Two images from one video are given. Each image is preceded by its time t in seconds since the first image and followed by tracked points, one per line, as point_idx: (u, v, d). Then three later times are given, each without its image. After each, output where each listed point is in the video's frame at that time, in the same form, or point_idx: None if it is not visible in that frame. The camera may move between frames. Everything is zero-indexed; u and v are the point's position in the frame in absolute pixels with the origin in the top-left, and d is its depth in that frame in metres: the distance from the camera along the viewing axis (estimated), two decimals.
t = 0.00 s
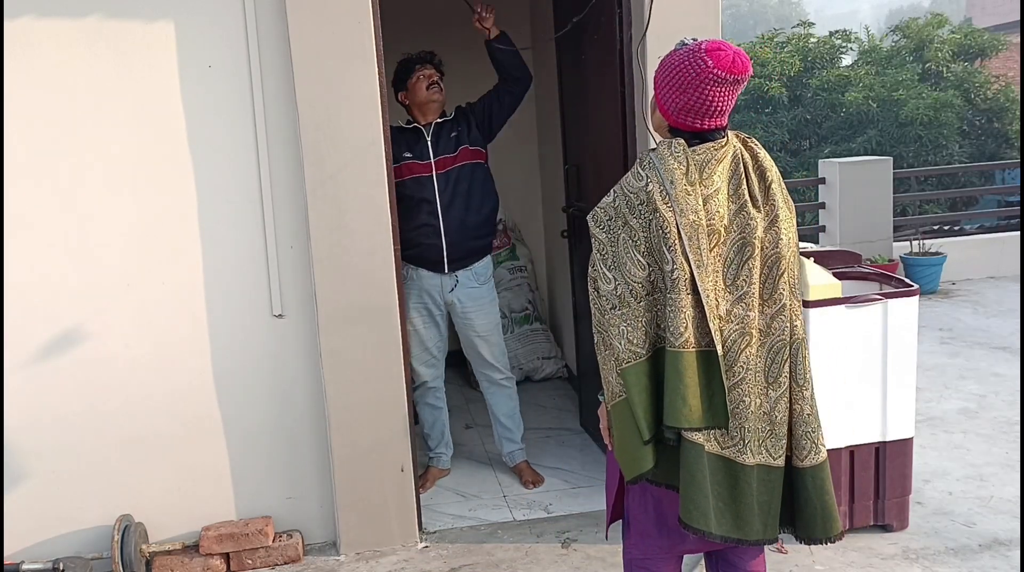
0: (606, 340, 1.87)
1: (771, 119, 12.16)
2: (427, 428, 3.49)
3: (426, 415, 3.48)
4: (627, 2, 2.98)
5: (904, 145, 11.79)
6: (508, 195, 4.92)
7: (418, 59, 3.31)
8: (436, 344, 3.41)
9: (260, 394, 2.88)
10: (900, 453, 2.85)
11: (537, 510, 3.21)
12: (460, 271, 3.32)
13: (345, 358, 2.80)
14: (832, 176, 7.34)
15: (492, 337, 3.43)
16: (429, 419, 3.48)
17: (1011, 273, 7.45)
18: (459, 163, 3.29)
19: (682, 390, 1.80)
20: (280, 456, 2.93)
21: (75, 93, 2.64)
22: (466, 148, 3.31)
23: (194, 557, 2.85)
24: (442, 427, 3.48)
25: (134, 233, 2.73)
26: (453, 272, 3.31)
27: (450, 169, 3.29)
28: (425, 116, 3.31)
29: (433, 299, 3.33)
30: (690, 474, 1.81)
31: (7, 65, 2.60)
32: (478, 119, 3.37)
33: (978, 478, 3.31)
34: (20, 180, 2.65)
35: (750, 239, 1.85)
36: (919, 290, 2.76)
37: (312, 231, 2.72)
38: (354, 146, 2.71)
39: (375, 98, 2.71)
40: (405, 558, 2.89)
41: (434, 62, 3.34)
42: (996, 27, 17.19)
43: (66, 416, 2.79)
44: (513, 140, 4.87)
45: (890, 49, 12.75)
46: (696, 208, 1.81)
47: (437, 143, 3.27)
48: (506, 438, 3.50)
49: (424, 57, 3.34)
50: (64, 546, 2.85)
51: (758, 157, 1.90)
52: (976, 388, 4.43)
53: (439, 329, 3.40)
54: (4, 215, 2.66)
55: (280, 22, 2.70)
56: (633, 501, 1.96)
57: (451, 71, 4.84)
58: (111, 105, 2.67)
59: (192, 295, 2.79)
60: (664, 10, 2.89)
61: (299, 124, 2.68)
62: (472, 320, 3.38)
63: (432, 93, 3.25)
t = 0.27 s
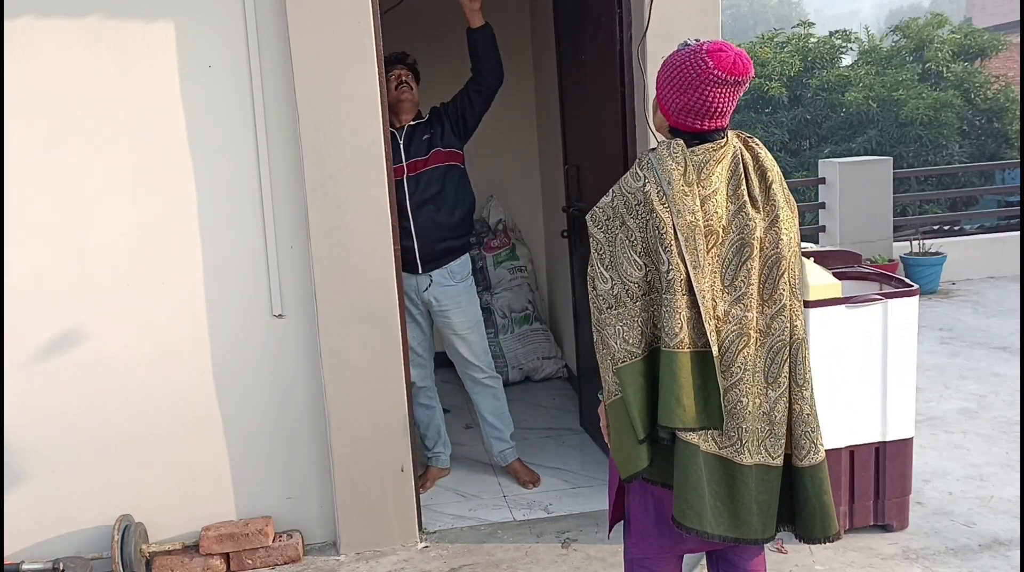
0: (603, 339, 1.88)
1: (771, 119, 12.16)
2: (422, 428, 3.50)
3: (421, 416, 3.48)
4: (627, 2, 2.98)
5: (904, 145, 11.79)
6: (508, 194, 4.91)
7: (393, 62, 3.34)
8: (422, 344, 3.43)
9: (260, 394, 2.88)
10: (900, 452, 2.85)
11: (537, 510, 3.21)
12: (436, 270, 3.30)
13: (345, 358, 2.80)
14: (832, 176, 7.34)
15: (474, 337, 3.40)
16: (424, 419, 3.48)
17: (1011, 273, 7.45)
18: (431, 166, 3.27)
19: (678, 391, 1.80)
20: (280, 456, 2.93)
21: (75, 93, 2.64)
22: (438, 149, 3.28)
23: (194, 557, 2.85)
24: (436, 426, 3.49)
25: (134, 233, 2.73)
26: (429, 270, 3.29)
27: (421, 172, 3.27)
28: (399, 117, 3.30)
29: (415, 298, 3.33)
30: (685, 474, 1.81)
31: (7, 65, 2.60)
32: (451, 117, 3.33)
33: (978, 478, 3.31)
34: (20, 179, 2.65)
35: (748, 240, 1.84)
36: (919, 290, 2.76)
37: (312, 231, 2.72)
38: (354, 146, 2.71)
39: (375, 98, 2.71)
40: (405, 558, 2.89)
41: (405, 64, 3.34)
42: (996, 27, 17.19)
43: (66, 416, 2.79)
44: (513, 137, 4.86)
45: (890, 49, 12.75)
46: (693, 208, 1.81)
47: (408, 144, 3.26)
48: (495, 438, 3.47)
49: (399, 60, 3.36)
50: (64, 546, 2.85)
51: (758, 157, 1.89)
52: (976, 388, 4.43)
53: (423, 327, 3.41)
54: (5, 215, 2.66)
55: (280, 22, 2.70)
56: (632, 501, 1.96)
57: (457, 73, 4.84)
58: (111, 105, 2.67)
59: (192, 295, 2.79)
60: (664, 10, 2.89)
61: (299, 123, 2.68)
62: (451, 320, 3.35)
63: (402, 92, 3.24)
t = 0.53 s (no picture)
0: (602, 341, 1.87)
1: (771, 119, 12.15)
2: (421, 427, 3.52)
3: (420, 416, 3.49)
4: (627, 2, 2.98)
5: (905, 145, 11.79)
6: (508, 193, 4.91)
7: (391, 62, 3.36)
8: (421, 344, 3.43)
9: (260, 395, 2.87)
10: (901, 453, 2.84)
11: (537, 510, 3.21)
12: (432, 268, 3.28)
13: (345, 358, 2.80)
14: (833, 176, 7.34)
15: (456, 341, 3.35)
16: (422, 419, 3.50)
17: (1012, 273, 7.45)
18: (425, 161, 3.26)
19: (677, 391, 1.79)
20: (280, 456, 2.92)
21: (74, 93, 2.64)
22: (429, 143, 3.26)
23: (194, 557, 2.85)
24: (433, 425, 3.51)
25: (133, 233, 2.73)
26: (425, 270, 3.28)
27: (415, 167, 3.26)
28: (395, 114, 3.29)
29: (412, 298, 3.33)
30: (687, 474, 1.80)
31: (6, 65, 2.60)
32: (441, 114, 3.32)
33: (978, 478, 3.30)
34: (19, 179, 2.65)
35: (746, 239, 1.84)
36: (919, 290, 2.76)
37: (312, 231, 2.72)
38: (354, 146, 2.71)
39: (375, 98, 2.70)
40: (405, 558, 2.89)
41: (402, 64, 3.36)
42: (997, 27, 17.18)
43: (66, 417, 2.78)
44: (513, 136, 4.86)
45: (890, 48, 12.73)
46: (691, 208, 1.81)
47: (403, 141, 3.25)
48: (460, 448, 3.46)
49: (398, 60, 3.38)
50: (64, 546, 2.85)
51: (755, 157, 1.89)
52: (977, 388, 4.42)
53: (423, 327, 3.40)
54: (4, 215, 2.66)
55: (280, 22, 2.70)
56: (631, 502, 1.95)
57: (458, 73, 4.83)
58: (111, 105, 2.66)
59: (191, 295, 2.79)
60: (664, 9, 2.89)
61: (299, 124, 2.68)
62: (442, 319, 3.33)
63: (397, 89, 3.25)
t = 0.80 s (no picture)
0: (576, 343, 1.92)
1: (771, 119, 12.16)
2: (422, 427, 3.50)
3: (422, 416, 3.48)
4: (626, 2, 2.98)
5: (904, 145, 11.80)
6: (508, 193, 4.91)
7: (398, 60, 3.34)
8: (424, 344, 3.43)
9: (260, 394, 2.88)
10: (900, 452, 2.85)
11: (537, 509, 3.21)
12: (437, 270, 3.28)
13: (346, 358, 2.80)
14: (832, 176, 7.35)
15: (462, 344, 3.36)
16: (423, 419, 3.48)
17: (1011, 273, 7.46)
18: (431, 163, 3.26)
19: (645, 392, 1.82)
20: (280, 456, 2.93)
21: (75, 93, 2.64)
22: (437, 146, 3.27)
23: (194, 557, 2.85)
24: (435, 426, 3.49)
25: (134, 233, 2.74)
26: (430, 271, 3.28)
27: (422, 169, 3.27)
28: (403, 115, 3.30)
29: (416, 298, 3.34)
30: (661, 476, 1.84)
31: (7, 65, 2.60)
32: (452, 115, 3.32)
33: (978, 478, 3.31)
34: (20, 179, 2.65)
35: (717, 239, 1.85)
36: (918, 290, 2.76)
37: (312, 231, 2.72)
38: (354, 146, 2.72)
39: (375, 98, 2.71)
40: (405, 558, 2.89)
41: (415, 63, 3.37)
42: (996, 27, 17.18)
43: (67, 417, 2.79)
44: (513, 137, 4.87)
45: (890, 49, 12.73)
46: (657, 210, 1.83)
47: (409, 144, 3.27)
48: (462, 447, 3.47)
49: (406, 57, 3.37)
50: (64, 546, 2.85)
51: (729, 156, 1.89)
52: (976, 388, 4.43)
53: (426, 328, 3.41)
54: (5, 216, 2.66)
55: (280, 22, 2.70)
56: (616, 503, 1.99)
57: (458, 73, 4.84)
58: (112, 105, 2.67)
59: (192, 295, 2.79)
60: (664, 9, 2.89)
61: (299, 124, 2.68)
62: (448, 320, 3.33)
63: (409, 91, 3.27)
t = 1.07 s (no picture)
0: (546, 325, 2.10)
1: (771, 119, 12.16)
2: (423, 427, 3.49)
3: (424, 416, 3.47)
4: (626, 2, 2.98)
5: (904, 145, 11.80)
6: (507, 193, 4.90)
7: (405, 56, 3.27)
8: (427, 344, 3.41)
9: (260, 394, 2.88)
10: (900, 452, 2.85)
11: (537, 509, 3.21)
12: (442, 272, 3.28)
13: (346, 358, 2.80)
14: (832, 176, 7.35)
15: (466, 344, 3.36)
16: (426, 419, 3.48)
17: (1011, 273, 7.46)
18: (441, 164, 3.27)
19: (594, 377, 1.95)
20: (280, 456, 2.93)
21: (75, 92, 2.64)
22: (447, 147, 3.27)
23: (194, 557, 2.85)
24: (437, 425, 3.48)
25: (133, 233, 2.74)
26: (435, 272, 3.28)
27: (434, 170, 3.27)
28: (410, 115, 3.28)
29: (419, 298, 3.32)
30: (601, 460, 1.96)
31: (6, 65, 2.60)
32: (461, 116, 3.32)
33: (978, 478, 3.31)
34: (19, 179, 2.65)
35: (689, 238, 1.90)
36: (919, 290, 2.76)
37: (312, 231, 2.72)
38: (354, 146, 2.72)
39: (375, 98, 2.71)
40: (405, 558, 2.89)
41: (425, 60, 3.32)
42: (996, 27, 17.18)
43: (66, 417, 2.79)
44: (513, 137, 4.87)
45: (890, 49, 12.73)
46: (630, 207, 1.93)
47: (418, 143, 3.25)
48: (463, 447, 3.47)
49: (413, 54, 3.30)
50: (64, 545, 2.85)
51: (718, 155, 1.91)
52: (976, 388, 4.43)
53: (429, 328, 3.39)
54: (4, 215, 2.66)
55: (280, 22, 2.70)
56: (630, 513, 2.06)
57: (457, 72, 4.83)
58: (112, 105, 2.67)
59: (192, 295, 2.79)
60: (664, 9, 2.89)
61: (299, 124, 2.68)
62: (452, 320, 3.33)
63: (416, 92, 3.23)
